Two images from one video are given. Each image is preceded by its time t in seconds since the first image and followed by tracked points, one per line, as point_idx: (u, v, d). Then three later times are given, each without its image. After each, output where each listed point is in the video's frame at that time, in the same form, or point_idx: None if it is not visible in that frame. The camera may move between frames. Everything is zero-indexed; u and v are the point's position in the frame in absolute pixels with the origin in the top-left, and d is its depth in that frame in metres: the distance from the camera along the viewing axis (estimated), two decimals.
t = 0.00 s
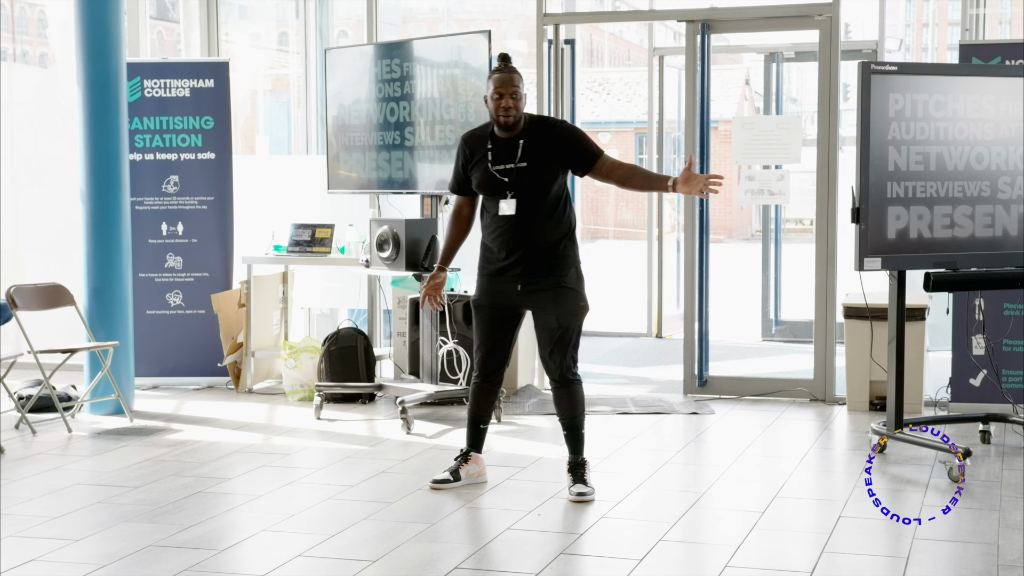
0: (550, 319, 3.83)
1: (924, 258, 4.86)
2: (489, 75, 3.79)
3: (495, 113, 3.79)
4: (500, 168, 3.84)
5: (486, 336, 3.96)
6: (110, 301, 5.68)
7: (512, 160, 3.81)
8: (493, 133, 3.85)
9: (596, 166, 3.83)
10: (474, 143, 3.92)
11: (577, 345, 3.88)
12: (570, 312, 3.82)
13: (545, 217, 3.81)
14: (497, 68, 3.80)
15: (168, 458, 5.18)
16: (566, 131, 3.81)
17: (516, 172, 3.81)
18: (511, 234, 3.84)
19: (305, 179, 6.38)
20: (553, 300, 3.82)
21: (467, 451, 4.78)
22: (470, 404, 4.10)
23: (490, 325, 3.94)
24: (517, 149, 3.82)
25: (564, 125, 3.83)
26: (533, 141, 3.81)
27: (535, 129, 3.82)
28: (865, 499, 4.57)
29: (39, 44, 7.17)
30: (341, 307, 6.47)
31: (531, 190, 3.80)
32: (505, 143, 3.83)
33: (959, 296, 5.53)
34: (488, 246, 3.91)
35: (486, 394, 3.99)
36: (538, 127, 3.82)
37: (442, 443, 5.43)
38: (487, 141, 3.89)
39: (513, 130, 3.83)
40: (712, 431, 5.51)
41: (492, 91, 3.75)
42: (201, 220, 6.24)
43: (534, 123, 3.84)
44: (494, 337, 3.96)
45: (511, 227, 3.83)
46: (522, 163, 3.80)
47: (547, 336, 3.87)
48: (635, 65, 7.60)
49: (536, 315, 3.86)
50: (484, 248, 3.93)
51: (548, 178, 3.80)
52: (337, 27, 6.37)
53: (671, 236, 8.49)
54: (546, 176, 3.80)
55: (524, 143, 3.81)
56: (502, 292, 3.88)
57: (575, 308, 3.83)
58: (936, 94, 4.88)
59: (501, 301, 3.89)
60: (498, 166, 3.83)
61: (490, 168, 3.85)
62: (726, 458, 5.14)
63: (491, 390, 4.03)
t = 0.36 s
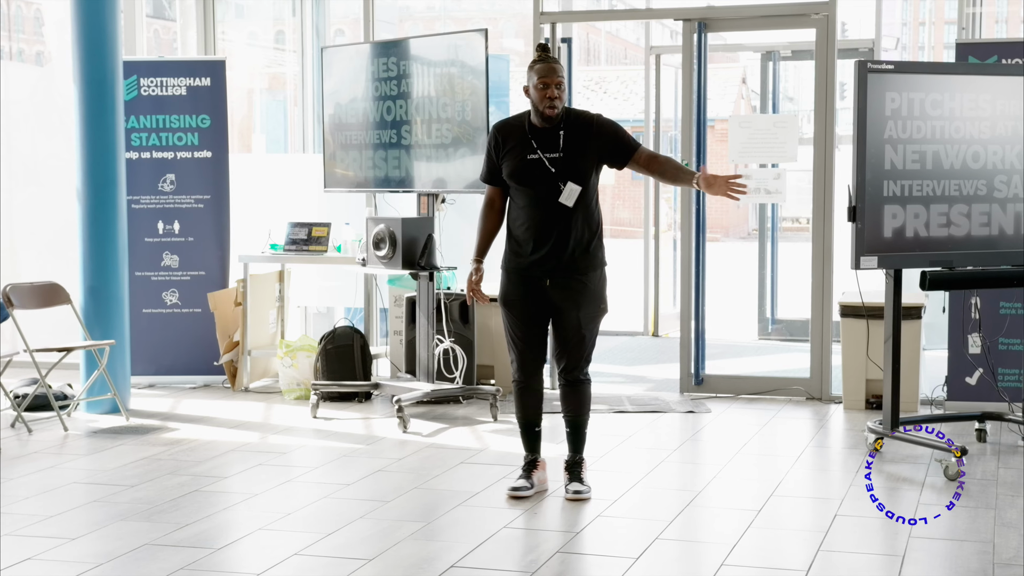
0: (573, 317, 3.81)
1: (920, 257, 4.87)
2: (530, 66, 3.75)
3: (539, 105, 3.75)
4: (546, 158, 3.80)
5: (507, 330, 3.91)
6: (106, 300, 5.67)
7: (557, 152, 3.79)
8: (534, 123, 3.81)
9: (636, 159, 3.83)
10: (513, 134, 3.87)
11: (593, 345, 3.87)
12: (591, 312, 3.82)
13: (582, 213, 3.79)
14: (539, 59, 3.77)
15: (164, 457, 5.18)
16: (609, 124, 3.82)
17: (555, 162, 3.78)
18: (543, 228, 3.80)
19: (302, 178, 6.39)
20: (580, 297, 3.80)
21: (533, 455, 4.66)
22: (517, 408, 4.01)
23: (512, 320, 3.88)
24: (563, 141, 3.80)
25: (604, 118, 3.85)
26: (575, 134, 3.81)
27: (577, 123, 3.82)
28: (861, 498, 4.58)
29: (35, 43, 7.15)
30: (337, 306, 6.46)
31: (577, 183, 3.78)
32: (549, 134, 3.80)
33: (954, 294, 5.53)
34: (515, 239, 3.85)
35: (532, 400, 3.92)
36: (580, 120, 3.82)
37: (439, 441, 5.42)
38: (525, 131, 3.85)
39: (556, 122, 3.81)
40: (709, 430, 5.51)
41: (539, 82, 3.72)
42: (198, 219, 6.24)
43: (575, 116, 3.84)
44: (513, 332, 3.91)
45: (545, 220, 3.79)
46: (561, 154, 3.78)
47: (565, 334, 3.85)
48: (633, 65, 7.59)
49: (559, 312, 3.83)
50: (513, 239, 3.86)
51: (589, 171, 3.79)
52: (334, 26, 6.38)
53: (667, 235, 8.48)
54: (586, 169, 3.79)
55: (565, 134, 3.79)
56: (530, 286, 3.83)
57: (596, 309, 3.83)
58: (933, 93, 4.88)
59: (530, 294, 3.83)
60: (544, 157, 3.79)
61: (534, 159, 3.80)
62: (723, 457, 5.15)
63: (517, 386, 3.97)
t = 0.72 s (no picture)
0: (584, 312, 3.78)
1: (902, 255, 4.89)
2: (531, 79, 3.67)
3: (538, 119, 3.67)
4: (547, 167, 3.75)
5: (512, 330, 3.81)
6: (88, 298, 5.65)
7: (558, 160, 3.75)
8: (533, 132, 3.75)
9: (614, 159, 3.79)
10: (509, 141, 3.78)
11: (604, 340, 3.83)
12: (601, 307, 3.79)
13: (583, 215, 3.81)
14: (540, 72, 3.68)
15: (146, 456, 5.16)
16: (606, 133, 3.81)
17: (557, 171, 3.75)
18: (546, 228, 3.77)
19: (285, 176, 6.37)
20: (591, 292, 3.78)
21: (527, 455, 4.61)
22: (510, 409, 3.91)
23: (518, 319, 3.79)
24: (563, 149, 3.76)
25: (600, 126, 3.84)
26: (575, 142, 3.78)
27: (576, 131, 3.79)
28: (842, 495, 4.59)
29: (16, 40, 7.12)
30: (320, 304, 6.46)
31: (578, 189, 3.78)
32: (549, 143, 3.76)
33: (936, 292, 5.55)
34: (517, 238, 3.80)
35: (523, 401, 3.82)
36: (578, 128, 3.79)
37: (422, 440, 5.42)
38: (524, 140, 3.78)
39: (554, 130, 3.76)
40: (692, 428, 5.52)
41: (539, 96, 3.64)
42: (181, 217, 6.22)
43: (573, 124, 3.81)
44: (519, 331, 3.81)
45: (548, 221, 3.76)
46: (563, 162, 3.75)
47: (575, 330, 3.79)
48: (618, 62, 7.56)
49: (569, 309, 3.80)
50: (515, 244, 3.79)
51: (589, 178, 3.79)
52: (317, 24, 6.36)
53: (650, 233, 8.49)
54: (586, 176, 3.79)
55: (565, 142, 3.76)
56: (536, 283, 3.78)
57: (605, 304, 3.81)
58: (914, 91, 4.90)
59: (538, 291, 3.79)
60: (545, 165, 3.75)
61: (535, 167, 3.75)
62: (706, 454, 5.16)
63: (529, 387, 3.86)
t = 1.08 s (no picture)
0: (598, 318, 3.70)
1: (881, 251, 4.90)
2: (555, 75, 3.55)
3: (562, 116, 3.56)
4: (561, 167, 3.64)
5: (522, 333, 3.77)
6: (66, 295, 5.63)
7: (575, 161, 3.63)
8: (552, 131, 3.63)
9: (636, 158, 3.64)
10: (527, 139, 3.67)
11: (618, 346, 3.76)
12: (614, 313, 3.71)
13: (599, 218, 3.68)
14: (565, 69, 3.55)
15: (125, 453, 5.14)
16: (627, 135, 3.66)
17: (572, 172, 3.63)
18: (558, 231, 3.67)
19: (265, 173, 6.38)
20: (604, 298, 3.68)
21: (510, 453, 4.61)
22: (502, 407, 3.91)
23: (529, 321, 3.75)
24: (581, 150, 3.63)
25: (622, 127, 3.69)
26: (594, 144, 3.64)
27: (595, 131, 3.65)
28: (822, 490, 4.61)
29: None
30: (300, 301, 6.42)
31: (595, 192, 3.66)
32: (567, 142, 3.63)
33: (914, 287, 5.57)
34: (528, 241, 3.72)
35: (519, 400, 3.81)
36: (598, 129, 3.65)
37: (403, 436, 5.42)
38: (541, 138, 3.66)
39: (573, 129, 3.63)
40: (672, 423, 5.53)
41: (564, 93, 3.52)
42: (160, 214, 6.19)
43: (594, 124, 3.67)
44: (530, 332, 3.77)
45: (561, 223, 3.66)
46: (579, 163, 3.63)
47: (589, 334, 3.72)
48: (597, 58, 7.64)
49: (581, 315, 3.71)
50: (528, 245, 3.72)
51: (607, 180, 3.67)
52: (296, 20, 6.34)
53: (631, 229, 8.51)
54: (604, 178, 3.66)
55: (584, 143, 3.63)
56: (548, 289, 3.70)
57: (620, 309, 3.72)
58: (893, 88, 4.91)
59: (547, 295, 3.71)
60: (560, 165, 3.63)
61: (550, 167, 3.64)
62: (685, 450, 5.16)
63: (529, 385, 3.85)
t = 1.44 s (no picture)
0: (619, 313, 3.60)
1: (855, 246, 4.92)
2: (587, 59, 3.49)
3: (596, 99, 3.49)
4: (593, 157, 3.56)
5: (550, 329, 3.63)
6: (39, 292, 5.59)
7: (607, 150, 3.57)
8: (583, 119, 3.56)
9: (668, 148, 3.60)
10: (555, 128, 3.58)
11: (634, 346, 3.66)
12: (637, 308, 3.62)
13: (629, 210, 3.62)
14: (595, 54, 3.50)
15: (99, 451, 5.12)
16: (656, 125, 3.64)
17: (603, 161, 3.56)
18: (588, 222, 3.57)
19: (239, 170, 6.40)
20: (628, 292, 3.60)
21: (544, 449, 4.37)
22: (533, 404, 3.75)
23: (558, 317, 3.61)
24: (611, 139, 3.58)
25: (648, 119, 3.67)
26: (623, 133, 3.60)
27: (625, 121, 3.61)
28: (796, 484, 4.62)
29: None
30: (275, 297, 6.42)
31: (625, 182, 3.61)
32: (598, 131, 3.56)
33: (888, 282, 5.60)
34: (555, 233, 3.61)
35: (550, 394, 3.64)
36: (627, 119, 3.62)
37: (379, 432, 5.41)
38: (571, 127, 3.58)
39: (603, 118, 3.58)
40: (647, 418, 5.54)
41: (599, 77, 3.46)
42: (133, 210, 6.17)
43: (622, 114, 3.63)
44: (560, 329, 3.63)
45: (594, 212, 3.57)
46: (609, 153, 3.57)
47: (613, 331, 3.61)
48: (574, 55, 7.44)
49: (606, 311, 3.61)
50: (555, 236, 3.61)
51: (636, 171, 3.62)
52: (270, 15, 6.32)
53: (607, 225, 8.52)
54: (633, 168, 3.62)
55: (614, 132, 3.58)
56: (577, 283, 3.59)
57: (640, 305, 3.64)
58: (866, 84, 4.93)
59: (573, 287, 3.59)
60: (592, 154, 3.56)
61: (581, 156, 3.56)
62: (661, 445, 5.17)
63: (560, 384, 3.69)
